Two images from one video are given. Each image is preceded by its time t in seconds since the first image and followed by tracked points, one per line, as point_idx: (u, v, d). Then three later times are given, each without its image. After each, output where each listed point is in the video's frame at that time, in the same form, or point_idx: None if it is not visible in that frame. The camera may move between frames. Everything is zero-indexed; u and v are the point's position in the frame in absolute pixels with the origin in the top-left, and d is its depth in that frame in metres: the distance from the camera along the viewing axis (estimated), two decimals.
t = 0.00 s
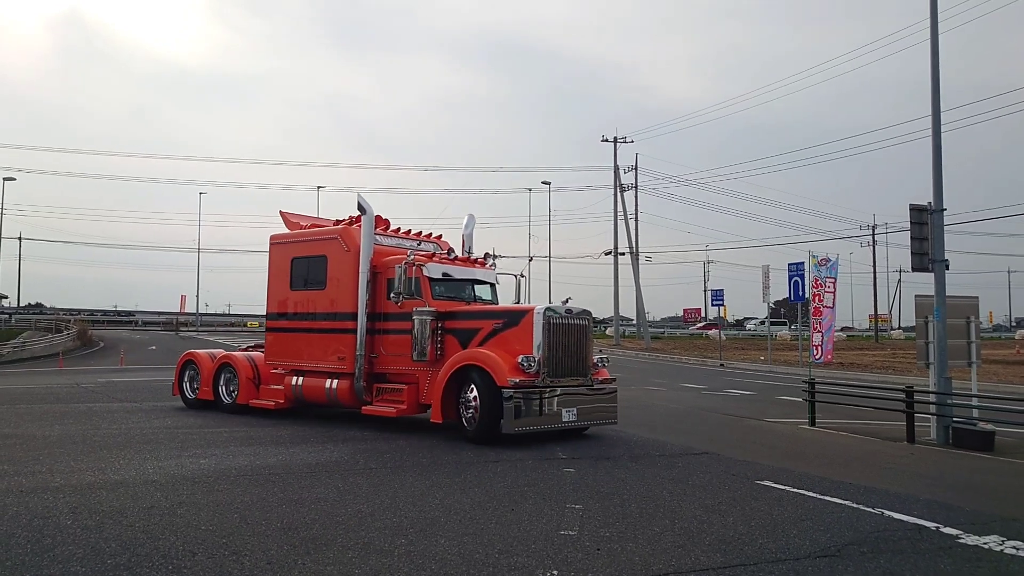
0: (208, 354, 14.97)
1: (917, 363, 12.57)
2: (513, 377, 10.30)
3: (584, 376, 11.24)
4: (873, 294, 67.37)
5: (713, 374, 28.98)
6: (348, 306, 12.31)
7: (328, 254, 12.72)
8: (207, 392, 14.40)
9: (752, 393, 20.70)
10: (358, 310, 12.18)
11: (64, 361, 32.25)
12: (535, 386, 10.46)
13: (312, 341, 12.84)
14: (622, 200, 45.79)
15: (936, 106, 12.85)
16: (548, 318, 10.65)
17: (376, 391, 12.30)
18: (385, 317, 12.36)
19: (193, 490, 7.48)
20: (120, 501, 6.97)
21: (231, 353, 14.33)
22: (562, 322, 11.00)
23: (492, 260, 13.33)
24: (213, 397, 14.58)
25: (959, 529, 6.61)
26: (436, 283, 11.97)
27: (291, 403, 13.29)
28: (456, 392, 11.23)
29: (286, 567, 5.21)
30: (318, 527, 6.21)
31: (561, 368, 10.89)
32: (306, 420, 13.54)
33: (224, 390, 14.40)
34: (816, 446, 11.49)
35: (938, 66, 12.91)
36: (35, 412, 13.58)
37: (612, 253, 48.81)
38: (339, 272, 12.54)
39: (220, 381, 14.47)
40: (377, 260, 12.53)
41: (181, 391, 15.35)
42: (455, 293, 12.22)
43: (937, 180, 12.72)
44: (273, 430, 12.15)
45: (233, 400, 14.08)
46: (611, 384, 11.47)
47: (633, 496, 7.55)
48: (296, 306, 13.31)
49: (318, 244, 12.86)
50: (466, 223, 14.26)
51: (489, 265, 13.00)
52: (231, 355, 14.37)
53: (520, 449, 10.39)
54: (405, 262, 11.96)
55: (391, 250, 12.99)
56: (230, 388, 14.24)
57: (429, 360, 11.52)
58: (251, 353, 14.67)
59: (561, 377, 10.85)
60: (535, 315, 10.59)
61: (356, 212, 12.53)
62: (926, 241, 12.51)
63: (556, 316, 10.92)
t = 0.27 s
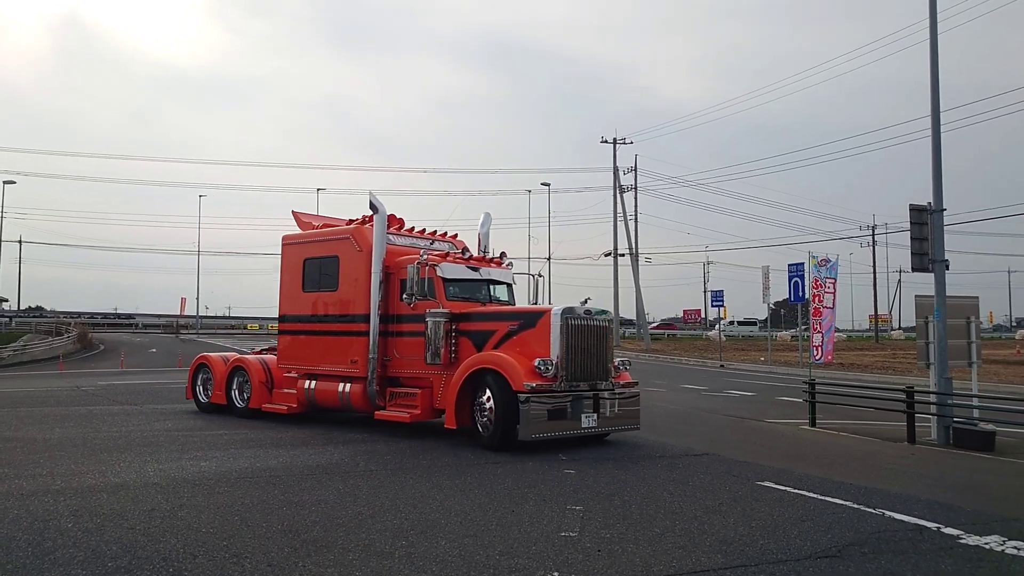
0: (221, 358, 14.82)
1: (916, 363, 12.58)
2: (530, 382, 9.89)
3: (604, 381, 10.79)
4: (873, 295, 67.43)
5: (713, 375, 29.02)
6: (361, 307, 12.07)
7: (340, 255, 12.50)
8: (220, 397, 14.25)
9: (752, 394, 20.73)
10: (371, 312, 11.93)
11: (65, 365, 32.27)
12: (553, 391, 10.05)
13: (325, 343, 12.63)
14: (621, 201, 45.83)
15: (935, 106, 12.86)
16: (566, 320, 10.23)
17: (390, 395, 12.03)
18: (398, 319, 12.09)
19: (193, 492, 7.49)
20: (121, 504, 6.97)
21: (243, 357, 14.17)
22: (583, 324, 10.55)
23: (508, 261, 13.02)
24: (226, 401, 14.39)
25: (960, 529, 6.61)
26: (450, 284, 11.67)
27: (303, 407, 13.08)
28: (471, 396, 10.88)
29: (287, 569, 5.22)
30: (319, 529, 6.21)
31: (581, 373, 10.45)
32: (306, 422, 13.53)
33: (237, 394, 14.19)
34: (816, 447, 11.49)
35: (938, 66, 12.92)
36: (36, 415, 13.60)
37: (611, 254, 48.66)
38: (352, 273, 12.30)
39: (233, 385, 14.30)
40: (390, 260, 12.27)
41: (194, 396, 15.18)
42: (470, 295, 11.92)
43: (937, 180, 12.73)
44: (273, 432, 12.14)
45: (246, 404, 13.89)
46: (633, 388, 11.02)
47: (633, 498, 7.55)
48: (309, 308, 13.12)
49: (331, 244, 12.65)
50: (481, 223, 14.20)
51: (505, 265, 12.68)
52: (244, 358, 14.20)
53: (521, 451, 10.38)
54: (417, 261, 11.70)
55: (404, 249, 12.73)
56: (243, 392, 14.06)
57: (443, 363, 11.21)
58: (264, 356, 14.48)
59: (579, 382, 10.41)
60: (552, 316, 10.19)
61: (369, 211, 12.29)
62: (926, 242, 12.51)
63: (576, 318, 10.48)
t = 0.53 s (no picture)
0: (232, 359, 14.56)
1: (915, 364, 12.58)
2: (544, 385, 9.45)
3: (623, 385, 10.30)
4: (872, 296, 67.51)
5: (711, 376, 29.07)
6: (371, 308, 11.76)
7: (351, 254, 12.24)
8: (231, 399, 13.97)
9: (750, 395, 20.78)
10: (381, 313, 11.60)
11: (64, 366, 32.28)
12: (569, 396, 9.61)
13: (336, 345, 12.36)
14: (620, 203, 45.93)
15: (934, 107, 12.88)
16: (582, 320, 9.77)
17: (402, 399, 11.69)
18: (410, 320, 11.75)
19: (193, 493, 7.48)
20: (120, 505, 6.97)
21: (254, 359, 13.89)
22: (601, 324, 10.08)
23: (524, 260, 12.64)
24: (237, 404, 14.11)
25: (958, 530, 6.61)
26: (463, 284, 11.29)
27: (314, 411, 12.81)
28: (484, 400, 10.47)
29: (286, 570, 5.21)
30: (318, 530, 6.21)
31: (600, 377, 9.99)
32: (305, 423, 13.53)
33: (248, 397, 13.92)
34: (815, 448, 11.50)
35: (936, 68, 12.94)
36: (35, 416, 13.60)
37: (610, 256, 48.74)
38: (363, 273, 12.02)
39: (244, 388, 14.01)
40: (402, 259, 11.93)
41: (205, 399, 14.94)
42: (484, 295, 11.54)
43: (936, 182, 12.74)
44: (272, 434, 12.12)
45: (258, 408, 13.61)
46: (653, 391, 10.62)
47: (632, 499, 7.55)
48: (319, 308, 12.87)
49: (341, 243, 12.40)
50: (497, 221, 14.07)
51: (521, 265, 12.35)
52: (255, 360, 13.93)
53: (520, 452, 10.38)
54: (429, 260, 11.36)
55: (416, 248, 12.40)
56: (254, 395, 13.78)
57: (455, 366, 10.82)
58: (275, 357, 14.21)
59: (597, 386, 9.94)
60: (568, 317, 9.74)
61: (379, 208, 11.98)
62: (925, 243, 12.53)
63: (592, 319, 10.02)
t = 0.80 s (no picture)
0: (240, 356, 14.34)
1: (913, 365, 12.60)
2: (559, 387, 9.12)
3: (641, 387, 10.01)
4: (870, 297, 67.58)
5: (708, 375, 29.12)
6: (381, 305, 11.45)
7: (361, 249, 11.95)
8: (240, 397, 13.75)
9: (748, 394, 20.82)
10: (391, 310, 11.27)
11: (62, 361, 32.31)
12: (583, 397, 9.28)
13: (345, 342, 12.07)
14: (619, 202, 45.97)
15: (933, 108, 12.89)
16: (598, 318, 9.49)
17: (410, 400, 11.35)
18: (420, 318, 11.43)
19: (190, 490, 7.48)
20: (117, 501, 6.97)
21: (263, 356, 13.66)
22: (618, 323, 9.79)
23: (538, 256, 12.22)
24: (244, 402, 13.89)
25: (955, 530, 6.62)
26: (474, 280, 10.93)
27: (323, 410, 12.55)
28: (495, 401, 10.13)
29: (283, 567, 5.21)
30: (315, 527, 6.20)
31: (616, 378, 9.68)
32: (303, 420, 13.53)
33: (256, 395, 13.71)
34: (812, 447, 11.52)
35: (936, 69, 12.94)
36: (32, 411, 13.59)
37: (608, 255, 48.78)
38: (372, 269, 11.71)
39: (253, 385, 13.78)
40: (412, 254, 11.57)
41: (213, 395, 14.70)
42: (496, 292, 11.14)
43: (935, 183, 12.75)
44: (269, 430, 12.11)
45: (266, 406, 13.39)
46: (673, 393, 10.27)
47: (629, 498, 7.56)
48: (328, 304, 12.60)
49: (351, 238, 12.12)
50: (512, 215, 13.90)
51: (536, 262, 11.96)
52: (264, 357, 13.69)
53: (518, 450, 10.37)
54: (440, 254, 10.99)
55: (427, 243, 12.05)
56: (263, 392, 13.56)
57: (465, 365, 10.48)
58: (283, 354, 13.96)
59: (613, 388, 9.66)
60: (583, 314, 9.48)
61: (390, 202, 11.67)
62: (923, 244, 12.54)
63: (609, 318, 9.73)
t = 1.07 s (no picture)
0: (252, 356, 14.32)
1: (913, 365, 12.59)
2: (573, 388, 8.77)
3: (661, 389, 9.62)
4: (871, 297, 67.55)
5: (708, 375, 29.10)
6: (392, 302, 11.37)
7: (372, 245, 11.90)
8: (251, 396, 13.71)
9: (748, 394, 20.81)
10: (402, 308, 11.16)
11: (62, 358, 32.33)
12: (599, 399, 8.91)
13: (356, 341, 12.00)
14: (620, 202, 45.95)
15: (935, 107, 12.87)
16: (615, 317, 9.08)
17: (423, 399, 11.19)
18: (433, 316, 11.29)
19: (190, 487, 7.48)
20: (117, 498, 6.97)
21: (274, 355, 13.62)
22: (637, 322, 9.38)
23: (554, 252, 12.09)
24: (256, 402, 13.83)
25: (955, 531, 6.62)
26: (486, 277, 10.81)
27: (333, 410, 12.47)
28: (509, 402, 9.88)
29: (283, 565, 5.21)
30: (314, 525, 6.21)
31: (635, 379, 9.30)
32: (303, 417, 13.53)
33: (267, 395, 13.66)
34: (812, 447, 11.52)
35: (937, 68, 12.93)
36: (32, 408, 13.59)
37: (609, 254, 48.76)
38: (383, 265, 11.64)
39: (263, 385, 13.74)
40: (424, 250, 11.50)
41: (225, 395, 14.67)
42: (510, 290, 11.05)
43: (936, 182, 12.74)
44: (269, 428, 12.10)
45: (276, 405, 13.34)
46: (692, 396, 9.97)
47: (629, 497, 7.56)
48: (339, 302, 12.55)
49: (362, 234, 12.07)
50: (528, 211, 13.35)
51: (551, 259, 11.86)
52: (275, 356, 13.65)
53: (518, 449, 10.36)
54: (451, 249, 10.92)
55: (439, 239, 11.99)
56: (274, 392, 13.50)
57: (478, 365, 10.27)
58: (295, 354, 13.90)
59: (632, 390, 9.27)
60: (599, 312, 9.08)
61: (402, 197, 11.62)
62: (924, 244, 12.53)
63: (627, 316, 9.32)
